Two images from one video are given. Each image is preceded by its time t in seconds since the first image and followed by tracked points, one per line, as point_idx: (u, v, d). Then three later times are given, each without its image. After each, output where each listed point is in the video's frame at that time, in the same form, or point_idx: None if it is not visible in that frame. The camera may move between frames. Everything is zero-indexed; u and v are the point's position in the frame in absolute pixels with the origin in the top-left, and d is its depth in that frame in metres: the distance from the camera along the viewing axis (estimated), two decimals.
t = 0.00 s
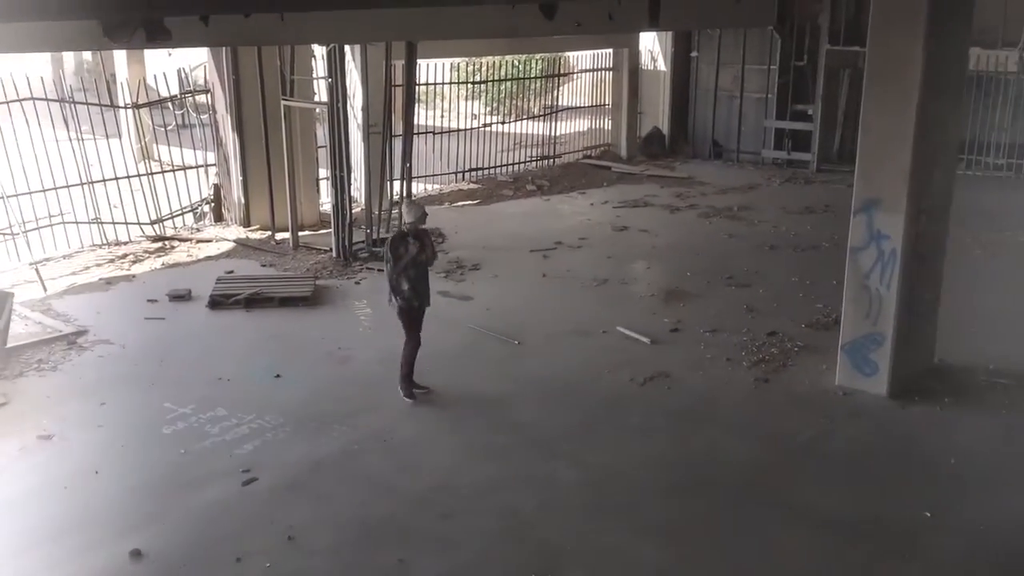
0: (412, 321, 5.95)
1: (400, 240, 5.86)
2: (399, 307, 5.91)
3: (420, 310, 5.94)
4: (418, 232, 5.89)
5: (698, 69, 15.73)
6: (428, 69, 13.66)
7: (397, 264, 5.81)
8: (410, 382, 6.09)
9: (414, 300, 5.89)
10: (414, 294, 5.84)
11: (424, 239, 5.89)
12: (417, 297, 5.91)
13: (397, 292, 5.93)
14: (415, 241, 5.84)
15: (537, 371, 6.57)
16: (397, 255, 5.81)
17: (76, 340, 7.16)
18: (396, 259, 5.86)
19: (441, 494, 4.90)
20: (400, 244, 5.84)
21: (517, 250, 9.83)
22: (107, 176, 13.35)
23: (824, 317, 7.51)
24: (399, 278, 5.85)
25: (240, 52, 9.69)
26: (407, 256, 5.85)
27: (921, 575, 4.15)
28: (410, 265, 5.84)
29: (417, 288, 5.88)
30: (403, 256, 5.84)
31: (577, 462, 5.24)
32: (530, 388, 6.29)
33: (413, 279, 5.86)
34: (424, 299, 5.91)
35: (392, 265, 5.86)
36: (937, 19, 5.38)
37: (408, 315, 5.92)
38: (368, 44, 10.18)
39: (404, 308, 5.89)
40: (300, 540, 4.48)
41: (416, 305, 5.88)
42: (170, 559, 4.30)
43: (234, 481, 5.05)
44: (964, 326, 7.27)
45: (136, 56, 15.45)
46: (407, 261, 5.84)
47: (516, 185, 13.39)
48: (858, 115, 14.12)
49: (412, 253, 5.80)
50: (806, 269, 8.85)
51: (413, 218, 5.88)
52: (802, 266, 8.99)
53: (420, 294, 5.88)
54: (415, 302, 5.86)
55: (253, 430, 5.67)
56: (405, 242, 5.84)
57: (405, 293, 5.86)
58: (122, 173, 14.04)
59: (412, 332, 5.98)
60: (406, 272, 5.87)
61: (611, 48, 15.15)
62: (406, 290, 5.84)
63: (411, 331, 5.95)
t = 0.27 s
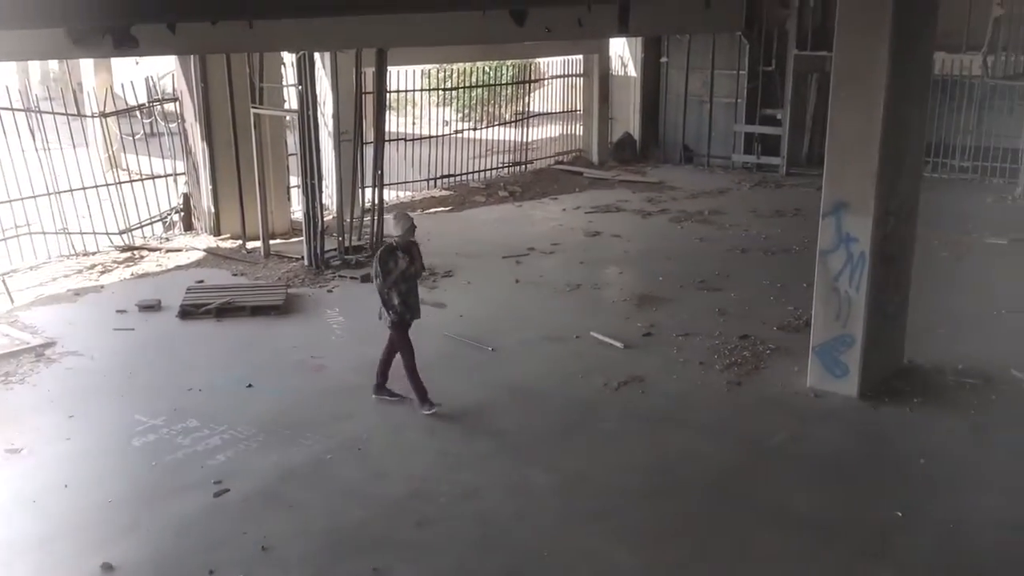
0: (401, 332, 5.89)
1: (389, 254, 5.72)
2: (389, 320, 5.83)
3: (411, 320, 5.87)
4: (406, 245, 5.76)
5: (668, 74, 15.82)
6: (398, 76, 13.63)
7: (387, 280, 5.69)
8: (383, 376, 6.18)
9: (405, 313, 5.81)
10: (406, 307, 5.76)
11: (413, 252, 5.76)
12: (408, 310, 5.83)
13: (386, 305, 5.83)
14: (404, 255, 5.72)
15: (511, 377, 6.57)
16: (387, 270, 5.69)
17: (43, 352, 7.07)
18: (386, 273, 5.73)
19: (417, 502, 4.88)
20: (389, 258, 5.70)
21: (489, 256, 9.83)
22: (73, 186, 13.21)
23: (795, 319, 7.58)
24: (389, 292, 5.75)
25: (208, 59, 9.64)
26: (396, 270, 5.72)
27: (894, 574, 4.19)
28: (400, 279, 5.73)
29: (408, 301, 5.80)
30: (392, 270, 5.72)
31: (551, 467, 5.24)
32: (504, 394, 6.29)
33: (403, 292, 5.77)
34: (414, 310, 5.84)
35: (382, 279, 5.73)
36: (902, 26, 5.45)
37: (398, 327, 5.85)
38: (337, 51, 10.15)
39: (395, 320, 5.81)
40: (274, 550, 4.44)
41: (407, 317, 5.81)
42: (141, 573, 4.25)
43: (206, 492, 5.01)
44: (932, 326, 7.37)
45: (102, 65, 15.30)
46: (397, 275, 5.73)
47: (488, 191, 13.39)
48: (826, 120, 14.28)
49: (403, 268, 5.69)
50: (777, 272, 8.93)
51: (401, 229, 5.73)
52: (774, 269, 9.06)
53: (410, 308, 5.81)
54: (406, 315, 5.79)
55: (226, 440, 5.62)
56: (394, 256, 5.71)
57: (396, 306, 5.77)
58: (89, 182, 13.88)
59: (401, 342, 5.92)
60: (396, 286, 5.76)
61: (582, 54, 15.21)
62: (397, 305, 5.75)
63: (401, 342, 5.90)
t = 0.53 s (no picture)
0: (396, 341, 5.81)
1: (381, 260, 5.68)
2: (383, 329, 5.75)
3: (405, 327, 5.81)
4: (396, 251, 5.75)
5: (639, 78, 15.90)
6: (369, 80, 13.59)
7: (383, 286, 5.64)
8: (370, 382, 6.12)
9: (400, 320, 5.75)
10: (402, 313, 5.71)
11: (403, 257, 5.75)
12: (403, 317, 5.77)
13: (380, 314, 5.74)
14: (397, 260, 5.70)
15: (485, 381, 6.57)
16: (382, 276, 5.64)
17: (10, 362, 6.97)
18: (380, 280, 5.68)
19: (392, 507, 4.86)
20: (383, 264, 5.66)
21: (463, 261, 9.82)
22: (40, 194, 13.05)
23: (767, 321, 7.64)
24: (385, 299, 5.69)
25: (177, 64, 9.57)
26: (390, 276, 5.69)
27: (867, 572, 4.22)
28: (394, 285, 5.70)
29: (402, 307, 5.75)
30: (386, 276, 5.68)
31: (526, 471, 5.24)
32: (478, 398, 6.28)
33: (399, 298, 5.72)
34: (409, 317, 5.79)
35: (376, 287, 5.67)
36: (868, 28, 5.51)
37: (393, 335, 5.77)
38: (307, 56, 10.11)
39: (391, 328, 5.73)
40: (248, 558, 4.41)
41: (403, 324, 5.75)
42: None
43: (178, 501, 4.96)
44: (901, 326, 7.45)
45: (68, 70, 15.13)
46: (390, 281, 5.69)
47: (461, 195, 13.39)
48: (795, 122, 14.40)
49: (398, 272, 5.66)
50: (748, 274, 8.99)
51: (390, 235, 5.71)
52: (745, 271, 9.12)
53: (406, 314, 5.76)
54: (403, 321, 5.73)
55: (198, 448, 5.57)
56: (387, 262, 5.68)
57: (392, 314, 5.70)
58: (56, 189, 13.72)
59: (396, 352, 5.83)
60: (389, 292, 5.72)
61: (553, 58, 15.25)
62: (394, 311, 5.69)
63: (395, 350, 5.84)
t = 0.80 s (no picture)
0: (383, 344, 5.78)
1: (371, 263, 5.63)
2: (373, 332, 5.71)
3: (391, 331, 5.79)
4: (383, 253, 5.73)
5: (611, 79, 15.94)
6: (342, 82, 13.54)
7: (375, 288, 5.60)
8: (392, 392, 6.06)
9: (388, 323, 5.72)
10: (391, 316, 5.69)
11: (390, 258, 5.73)
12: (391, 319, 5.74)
13: (368, 317, 5.69)
14: (386, 262, 5.68)
15: (459, 383, 6.56)
16: (374, 278, 5.60)
17: None
18: (371, 284, 5.63)
19: (367, 510, 4.84)
20: (375, 267, 5.62)
21: (437, 262, 9.80)
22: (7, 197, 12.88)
23: (740, 320, 7.67)
24: (376, 302, 5.66)
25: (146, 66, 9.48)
26: (380, 279, 5.65)
27: (839, 568, 4.26)
28: (384, 288, 5.67)
29: (390, 310, 5.73)
30: (376, 279, 5.64)
31: (501, 472, 5.24)
32: (452, 399, 6.27)
33: (388, 301, 5.70)
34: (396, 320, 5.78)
35: (367, 289, 5.62)
36: (838, 28, 5.56)
37: (381, 338, 5.74)
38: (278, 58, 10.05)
39: (380, 331, 5.69)
40: (222, 564, 4.38)
41: (392, 327, 5.73)
42: None
43: (151, 507, 4.92)
44: (872, 324, 7.52)
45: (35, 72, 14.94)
46: (380, 284, 5.65)
47: (435, 197, 13.37)
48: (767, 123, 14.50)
49: (389, 275, 5.64)
50: (721, 274, 9.03)
51: (378, 237, 5.68)
52: (718, 270, 9.17)
53: (395, 317, 5.74)
54: (392, 324, 5.71)
55: (170, 453, 5.53)
56: (377, 264, 5.64)
57: (381, 316, 5.67)
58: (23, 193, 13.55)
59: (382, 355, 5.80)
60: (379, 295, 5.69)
61: (526, 59, 15.24)
62: (383, 313, 5.67)
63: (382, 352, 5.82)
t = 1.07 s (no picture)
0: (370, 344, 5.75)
1: (360, 262, 5.60)
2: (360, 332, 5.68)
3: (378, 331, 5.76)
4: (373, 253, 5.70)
5: (587, 77, 15.96)
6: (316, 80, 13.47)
7: (363, 288, 5.57)
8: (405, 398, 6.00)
9: (376, 323, 5.69)
10: (378, 316, 5.66)
11: (380, 259, 5.70)
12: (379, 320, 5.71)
13: (356, 317, 5.66)
14: (375, 262, 5.64)
15: (435, 382, 6.54)
16: (362, 277, 5.57)
17: None
18: (359, 283, 5.60)
19: (341, 510, 4.81)
20: (363, 267, 5.59)
21: (412, 261, 9.77)
22: None
23: (714, 317, 7.71)
24: (364, 302, 5.63)
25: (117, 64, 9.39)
26: (369, 279, 5.62)
27: (813, 562, 4.29)
28: (373, 288, 5.64)
29: (378, 311, 5.70)
30: (365, 279, 5.61)
31: (477, 471, 5.23)
32: (428, 398, 6.25)
33: (376, 301, 5.67)
34: (384, 321, 5.74)
35: (355, 289, 5.59)
36: (809, 26, 5.59)
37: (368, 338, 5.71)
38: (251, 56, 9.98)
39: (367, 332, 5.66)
40: (195, 565, 4.34)
41: (379, 328, 5.70)
42: None
43: (123, 508, 4.87)
44: (845, 320, 7.57)
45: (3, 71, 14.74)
46: (369, 284, 5.62)
47: (410, 195, 13.33)
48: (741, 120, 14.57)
49: (378, 275, 5.61)
50: (696, 271, 9.06)
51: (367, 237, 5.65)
52: (693, 268, 9.20)
53: (382, 317, 5.71)
54: (379, 325, 5.68)
55: (142, 455, 5.47)
56: (366, 264, 5.61)
57: (369, 317, 5.64)
58: None
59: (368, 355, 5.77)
60: (367, 295, 5.65)
61: (500, 58, 15.23)
62: (371, 314, 5.63)
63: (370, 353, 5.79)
